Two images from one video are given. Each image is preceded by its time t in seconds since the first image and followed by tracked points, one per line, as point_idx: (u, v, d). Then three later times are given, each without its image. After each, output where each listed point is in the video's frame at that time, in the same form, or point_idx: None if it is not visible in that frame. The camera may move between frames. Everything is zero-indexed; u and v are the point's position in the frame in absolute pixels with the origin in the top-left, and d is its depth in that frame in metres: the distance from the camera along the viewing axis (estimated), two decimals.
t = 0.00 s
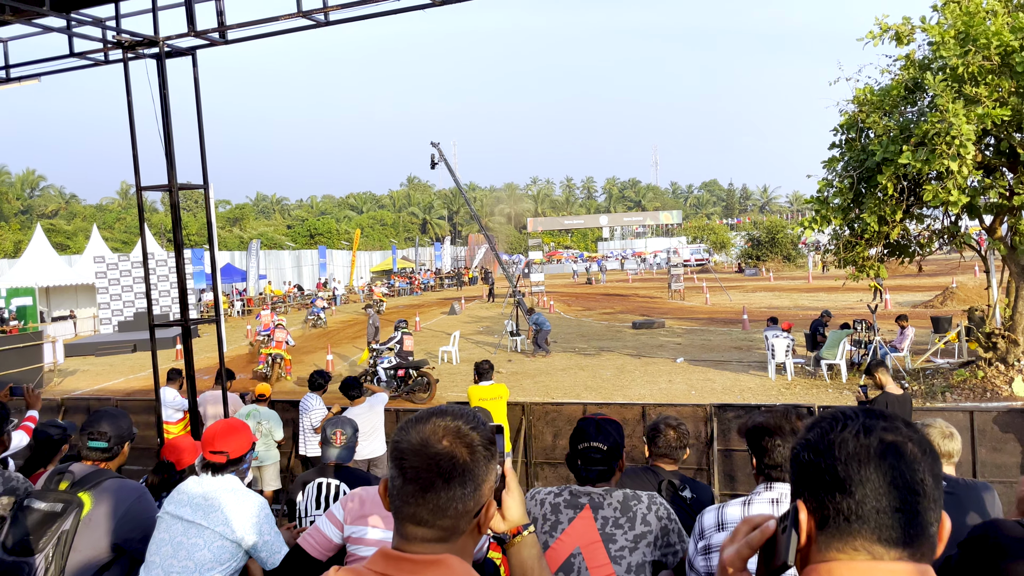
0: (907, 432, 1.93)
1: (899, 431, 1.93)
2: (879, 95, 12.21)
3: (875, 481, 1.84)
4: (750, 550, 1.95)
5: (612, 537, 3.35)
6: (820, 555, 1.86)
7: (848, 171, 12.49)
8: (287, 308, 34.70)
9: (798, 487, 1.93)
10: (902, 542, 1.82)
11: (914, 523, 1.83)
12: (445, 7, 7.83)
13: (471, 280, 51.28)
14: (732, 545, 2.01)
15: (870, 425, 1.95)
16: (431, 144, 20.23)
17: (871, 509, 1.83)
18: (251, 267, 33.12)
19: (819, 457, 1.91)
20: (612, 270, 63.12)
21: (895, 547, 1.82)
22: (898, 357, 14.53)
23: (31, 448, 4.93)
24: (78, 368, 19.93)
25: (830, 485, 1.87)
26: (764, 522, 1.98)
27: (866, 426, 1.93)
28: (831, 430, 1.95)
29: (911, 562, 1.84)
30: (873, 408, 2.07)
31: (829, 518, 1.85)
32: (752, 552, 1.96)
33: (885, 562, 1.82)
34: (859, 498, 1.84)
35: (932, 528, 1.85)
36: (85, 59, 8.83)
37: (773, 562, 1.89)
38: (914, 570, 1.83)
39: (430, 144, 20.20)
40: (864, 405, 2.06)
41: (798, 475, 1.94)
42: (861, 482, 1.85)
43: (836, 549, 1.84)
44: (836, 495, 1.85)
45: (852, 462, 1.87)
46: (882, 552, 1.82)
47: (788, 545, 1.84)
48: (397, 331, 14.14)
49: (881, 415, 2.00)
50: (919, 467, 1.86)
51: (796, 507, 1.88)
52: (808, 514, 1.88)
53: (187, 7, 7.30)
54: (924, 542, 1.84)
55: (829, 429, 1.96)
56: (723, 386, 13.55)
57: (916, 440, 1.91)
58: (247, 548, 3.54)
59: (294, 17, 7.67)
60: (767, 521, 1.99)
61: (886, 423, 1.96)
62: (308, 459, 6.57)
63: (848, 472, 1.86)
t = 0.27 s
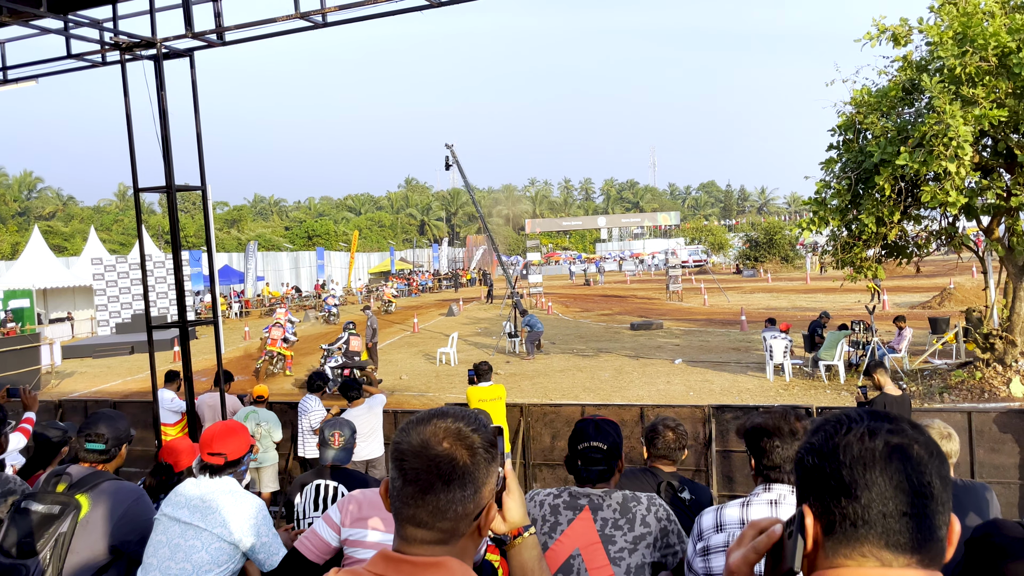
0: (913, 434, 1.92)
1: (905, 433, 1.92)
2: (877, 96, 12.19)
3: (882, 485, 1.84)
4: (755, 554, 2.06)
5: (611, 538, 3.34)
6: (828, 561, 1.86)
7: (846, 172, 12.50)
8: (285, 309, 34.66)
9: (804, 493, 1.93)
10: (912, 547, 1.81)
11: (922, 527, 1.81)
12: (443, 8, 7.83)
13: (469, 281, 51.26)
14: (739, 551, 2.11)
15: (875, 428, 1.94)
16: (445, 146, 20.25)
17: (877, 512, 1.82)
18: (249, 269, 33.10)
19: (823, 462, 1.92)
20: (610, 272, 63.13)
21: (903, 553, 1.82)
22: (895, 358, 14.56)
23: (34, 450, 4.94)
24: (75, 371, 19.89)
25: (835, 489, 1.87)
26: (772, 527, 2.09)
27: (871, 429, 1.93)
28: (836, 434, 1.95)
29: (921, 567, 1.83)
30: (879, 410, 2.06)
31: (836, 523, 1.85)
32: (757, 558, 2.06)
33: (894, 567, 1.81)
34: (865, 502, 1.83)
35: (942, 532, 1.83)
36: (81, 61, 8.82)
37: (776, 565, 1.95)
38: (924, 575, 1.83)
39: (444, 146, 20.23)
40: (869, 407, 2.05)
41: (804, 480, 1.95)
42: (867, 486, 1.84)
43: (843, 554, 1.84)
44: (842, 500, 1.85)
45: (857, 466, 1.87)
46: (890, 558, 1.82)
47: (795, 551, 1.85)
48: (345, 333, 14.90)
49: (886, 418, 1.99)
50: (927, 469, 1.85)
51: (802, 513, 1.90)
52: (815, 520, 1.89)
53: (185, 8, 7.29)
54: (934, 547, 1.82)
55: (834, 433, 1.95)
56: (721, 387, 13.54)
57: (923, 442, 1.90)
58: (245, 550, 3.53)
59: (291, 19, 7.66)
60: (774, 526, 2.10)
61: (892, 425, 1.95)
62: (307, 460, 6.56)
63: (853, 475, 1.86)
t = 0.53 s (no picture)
0: (915, 434, 1.92)
1: (907, 434, 1.92)
2: (873, 96, 12.21)
3: (884, 485, 1.84)
4: (761, 558, 2.08)
5: (609, 539, 3.34)
6: (832, 563, 1.85)
7: (842, 172, 12.52)
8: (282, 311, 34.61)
9: (807, 495, 1.94)
10: (914, 548, 1.81)
11: (925, 527, 1.81)
12: (440, 9, 7.84)
13: (467, 282, 51.23)
14: (745, 554, 2.14)
15: (876, 428, 1.94)
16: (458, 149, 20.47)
17: (880, 514, 1.82)
18: (246, 270, 33.05)
19: (826, 463, 1.92)
20: (607, 272, 63.16)
21: (907, 555, 1.81)
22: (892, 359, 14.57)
23: (29, 452, 4.92)
24: (71, 372, 19.85)
25: (837, 490, 1.87)
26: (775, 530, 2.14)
27: (872, 429, 1.93)
28: (837, 435, 1.95)
29: (924, 568, 1.82)
30: (881, 412, 2.06)
31: (839, 525, 1.85)
32: (763, 561, 2.08)
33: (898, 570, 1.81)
34: (867, 503, 1.83)
35: (946, 533, 1.83)
36: (77, 62, 8.80)
37: (783, 567, 1.98)
38: None
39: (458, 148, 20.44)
40: (871, 408, 2.05)
41: (807, 482, 1.95)
42: (870, 487, 1.84)
43: (847, 557, 1.84)
44: (844, 501, 1.85)
45: (858, 466, 1.87)
46: (894, 560, 1.82)
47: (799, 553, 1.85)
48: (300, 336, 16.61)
49: (888, 418, 1.99)
50: (929, 470, 1.85)
51: (805, 514, 1.90)
52: (817, 521, 1.89)
53: (181, 9, 7.28)
54: (938, 548, 1.82)
55: (836, 434, 1.96)
56: (719, 388, 13.55)
57: (925, 442, 1.90)
58: (241, 552, 3.52)
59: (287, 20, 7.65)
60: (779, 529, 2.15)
61: (894, 426, 1.95)
62: (303, 461, 6.56)
63: (855, 476, 1.86)
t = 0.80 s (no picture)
0: (907, 434, 1.94)
1: (899, 433, 1.93)
2: (868, 96, 12.24)
3: (878, 484, 1.84)
4: (760, 561, 2.09)
5: (604, 540, 3.35)
6: (828, 563, 1.85)
7: (838, 173, 12.54)
8: (279, 311, 34.58)
9: (802, 496, 1.94)
10: (908, 547, 1.81)
11: (920, 527, 1.81)
12: (436, 10, 7.84)
13: (464, 283, 51.26)
14: (743, 558, 2.14)
15: (869, 428, 1.96)
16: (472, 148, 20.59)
17: (875, 513, 1.82)
18: (242, 271, 33.01)
19: (820, 463, 1.93)
20: (604, 273, 63.21)
21: (902, 555, 1.81)
22: (887, 358, 14.60)
23: (23, 454, 4.91)
24: (67, 374, 19.80)
25: (832, 489, 1.87)
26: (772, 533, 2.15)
27: (865, 429, 1.94)
28: (830, 435, 1.97)
29: (919, 568, 1.82)
30: (874, 413, 2.07)
31: (835, 525, 1.85)
32: (762, 563, 2.08)
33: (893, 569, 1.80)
34: (862, 502, 1.83)
35: (940, 532, 1.82)
36: (73, 63, 8.78)
37: (780, 568, 1.98)
38: None
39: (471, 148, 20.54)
40: (864, 409, 2.07)
41: (802, 483, 1.95)
42: (864, 486, 1.84)
43: (843, 557, 1.84)
44: (839, 501, 1.85)
45: (852, 466, 1.88)
46: (889, 559, 1.81)
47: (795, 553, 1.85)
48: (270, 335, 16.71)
49: (882, 419, 2.00)
50: (922, 469, 1.86)
51: (801, 515, 1.90)
52: (812, 522, 1.89)
53: (176, 10, 7.27)
54: (932, 548, 1.82)
55: (829, 434, 1.97)
56: (715, 388, 13.56)
57: (918, 442, 1.91)
58: (236, 554, 3.52)
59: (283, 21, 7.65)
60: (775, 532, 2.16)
61: (885, 426, 1.96)
62: (299, 462, 6.55)
63: (850, 475, 1.86)
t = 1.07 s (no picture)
0: (896, 433, 1.95)
1: (889, 433, 1.94)
2: (863, 96, 12.26)
3: (869, 483, 1.84)
4: (751, 560, 2.09)
5: (599, 540, 3.35)
6: (819, 561, 1.85)
7: (832, 173, 12.55)
8: (274, 312, 34.52)
9: (795, 494, 1.94)
10: (897, 545, 1.81)
11: (908, 523, 1.82)
12: (430, 10, 7.83)
13: (459, 283, 51.26)
14: (734, 556, 2.15)
15: (860, 427, 1.96)
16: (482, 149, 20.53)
17: (866, 510, 1.82)
18: (237, 272, 32.93)
19: (812, 461, 1.93)
20: (599, 273, 63.24)
21: (890, 551, 1.81)
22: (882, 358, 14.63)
23: (15, 456, 4.88)
24: (61, 375, 19.73)
25: (824, 487, 1.88)
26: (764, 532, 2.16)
27: (856, 428, 1.95)
28: (822, 434, 1.97)
29: (908, 565, 1.82)
30: (864, 413, 2.08)
31: (825, 521, 1.85)
32: (754, 563, 2.09)
33: (882, 565, 1.81)
34: (853, 499, 1.84)
35: (928, 530, 1.83)
36: (66, 63, 8.75)
37: (772, 567, 1.98)
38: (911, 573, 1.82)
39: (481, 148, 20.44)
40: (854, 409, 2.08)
41: (794, 481, 1.95)
42: (856, 483, 1.85)
43: (834, 554, 1.84)
44: (830, 498, 1.86)
45: (844, 463, 1.88)
46: (879, 555, 1.81)
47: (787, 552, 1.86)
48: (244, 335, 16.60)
49: (871, 418, 2.01)
50: (911, 467, 1.86)
51: (792, 513, 1.90)
52: (804, 520, 1.89)
53: (170, 10, 7.25)
54: (920, 545, 1.83)
55: (820, 433, 1.98)
56: (710, 388, 13.57)
57: (908, 441, 1.92)
58: (230, 556, 3.51)
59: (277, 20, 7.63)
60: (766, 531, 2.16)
61: (876, 425, 1.97)
62: (294, 463, 6.53)
63: (841, 472, 1.87)
